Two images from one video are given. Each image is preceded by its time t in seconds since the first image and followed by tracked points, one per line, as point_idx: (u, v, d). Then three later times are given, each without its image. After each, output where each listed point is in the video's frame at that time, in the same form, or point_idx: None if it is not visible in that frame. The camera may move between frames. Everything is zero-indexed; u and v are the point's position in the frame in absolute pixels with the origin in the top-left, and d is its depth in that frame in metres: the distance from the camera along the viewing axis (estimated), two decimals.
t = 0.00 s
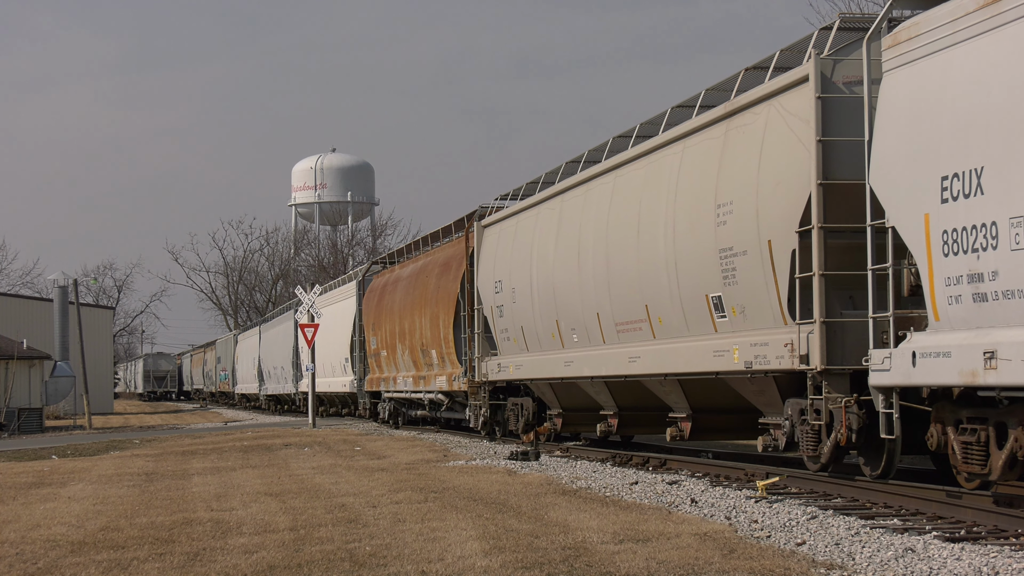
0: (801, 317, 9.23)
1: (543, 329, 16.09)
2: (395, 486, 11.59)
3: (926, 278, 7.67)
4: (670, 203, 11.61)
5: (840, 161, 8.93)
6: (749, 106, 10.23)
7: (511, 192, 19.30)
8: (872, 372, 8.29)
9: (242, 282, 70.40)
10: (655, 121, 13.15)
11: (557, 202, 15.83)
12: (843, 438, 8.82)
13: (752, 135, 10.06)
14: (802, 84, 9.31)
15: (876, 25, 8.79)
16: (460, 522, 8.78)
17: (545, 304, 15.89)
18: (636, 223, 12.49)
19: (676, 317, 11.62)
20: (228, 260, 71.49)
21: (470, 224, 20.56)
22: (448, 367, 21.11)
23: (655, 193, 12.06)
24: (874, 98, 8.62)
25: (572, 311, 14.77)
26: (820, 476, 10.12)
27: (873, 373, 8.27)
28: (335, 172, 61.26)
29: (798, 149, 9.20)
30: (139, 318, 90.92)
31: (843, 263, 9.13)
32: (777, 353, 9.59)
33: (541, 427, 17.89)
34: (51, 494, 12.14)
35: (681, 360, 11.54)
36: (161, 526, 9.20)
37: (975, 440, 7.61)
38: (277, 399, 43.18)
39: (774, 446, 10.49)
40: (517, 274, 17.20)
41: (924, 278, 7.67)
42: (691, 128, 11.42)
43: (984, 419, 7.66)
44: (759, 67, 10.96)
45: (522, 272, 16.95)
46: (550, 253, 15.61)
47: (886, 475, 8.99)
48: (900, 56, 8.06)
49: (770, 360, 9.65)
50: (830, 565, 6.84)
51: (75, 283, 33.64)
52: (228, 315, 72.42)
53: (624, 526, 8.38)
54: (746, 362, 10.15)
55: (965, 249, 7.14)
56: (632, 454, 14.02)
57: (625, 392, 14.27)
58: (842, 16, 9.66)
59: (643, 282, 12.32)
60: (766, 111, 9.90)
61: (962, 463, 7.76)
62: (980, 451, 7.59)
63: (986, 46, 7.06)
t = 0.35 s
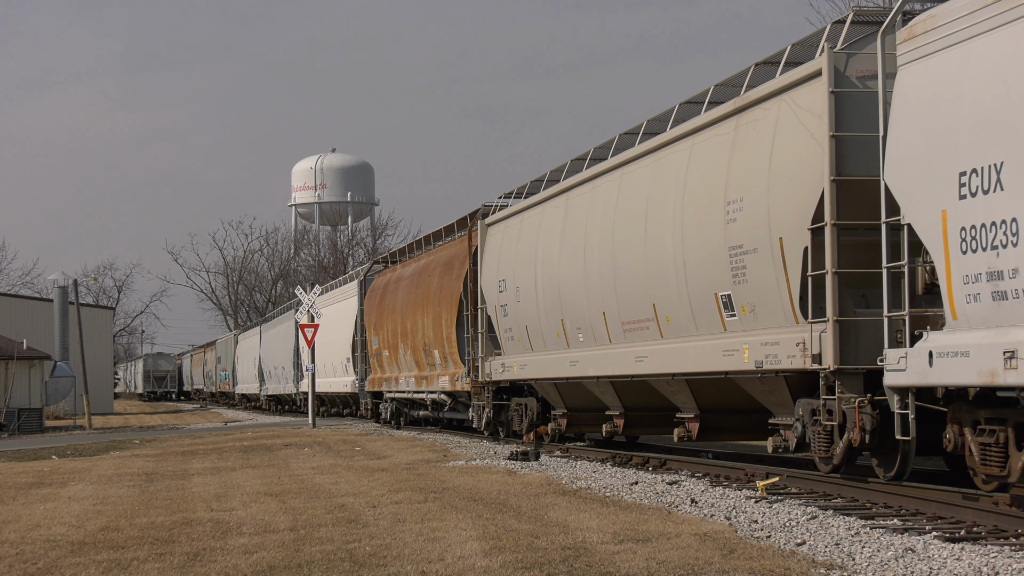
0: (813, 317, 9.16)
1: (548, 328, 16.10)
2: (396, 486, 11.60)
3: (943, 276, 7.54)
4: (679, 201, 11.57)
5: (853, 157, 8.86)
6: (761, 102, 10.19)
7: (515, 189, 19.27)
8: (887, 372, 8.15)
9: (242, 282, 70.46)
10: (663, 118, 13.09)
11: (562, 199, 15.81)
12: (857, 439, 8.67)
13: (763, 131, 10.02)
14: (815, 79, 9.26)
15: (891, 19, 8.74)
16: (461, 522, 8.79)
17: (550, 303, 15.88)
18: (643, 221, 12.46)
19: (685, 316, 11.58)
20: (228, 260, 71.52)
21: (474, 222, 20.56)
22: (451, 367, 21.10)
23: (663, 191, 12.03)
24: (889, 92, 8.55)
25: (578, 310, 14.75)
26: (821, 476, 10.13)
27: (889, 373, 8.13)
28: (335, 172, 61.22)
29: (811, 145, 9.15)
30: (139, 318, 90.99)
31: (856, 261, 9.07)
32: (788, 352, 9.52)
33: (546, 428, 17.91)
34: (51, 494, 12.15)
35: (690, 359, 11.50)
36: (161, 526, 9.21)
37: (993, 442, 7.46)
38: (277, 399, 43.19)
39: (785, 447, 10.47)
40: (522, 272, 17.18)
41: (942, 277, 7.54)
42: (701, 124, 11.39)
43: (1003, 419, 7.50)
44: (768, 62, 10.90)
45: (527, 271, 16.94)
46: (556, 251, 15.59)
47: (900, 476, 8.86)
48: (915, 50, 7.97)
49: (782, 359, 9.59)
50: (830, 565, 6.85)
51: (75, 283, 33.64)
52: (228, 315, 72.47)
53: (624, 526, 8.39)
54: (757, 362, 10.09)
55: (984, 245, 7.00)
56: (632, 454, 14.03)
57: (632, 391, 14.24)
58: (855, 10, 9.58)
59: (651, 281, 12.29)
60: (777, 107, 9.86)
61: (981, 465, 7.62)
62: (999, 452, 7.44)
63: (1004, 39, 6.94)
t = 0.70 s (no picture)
0: (826, 316, 9.11)
1: (553, 328, 16.11)
2: (396, 486, 11.61)
3: (960, 274, 7.45)
4: (687, 199, 11.56)
5: (866, 154, 8.82)
6: (771, 98, 10.17)
7: (518, 187, 19.25)
8: (904, 372, 8.04)
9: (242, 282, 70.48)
10: (670, 115, 13.05)
11: (567, 198, 15.80)
12: (870, 440, 8.63)
13: (773, 127, 10.00)
14: (827, 74, 9.21)
15: (905, 14, 8.69)
16: (461, 522, 8.80)
17: (555, 303, 15.89)
18: (651, 220, 12.45)
19: (693, 315, 11.57)
20: (229, 261, 71.55)
21: (477, 221, 20.57)
22: (454, 367, 21.10)
23: (671, 189, 12.02)
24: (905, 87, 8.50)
25: (583, 310, 14.75)
26: (822, 476, 10.14)
27: (905, 373, 8.03)
28: (335, 172, 61.20)
29: (823, 141, 9.12)
30: (139, 318, 91.09)
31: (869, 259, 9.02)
32: (800, 352, 9.48)
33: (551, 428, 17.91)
34: (51, 494, 12.17)
35: (698, 358, 11.49)
36: (161, 526, 9.22)
37: (1012, 444, 7.42)
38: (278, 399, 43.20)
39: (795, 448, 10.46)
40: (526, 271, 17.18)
41: (959, 276, 7.46)
42: (710, 121, 11.37)
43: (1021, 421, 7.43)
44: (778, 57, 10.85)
45: (531, 270, 16.94)
46: (561, 251, 15.59)
47: (914, 478, 8.81)
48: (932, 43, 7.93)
49: (793, 358, 9.55)
50: (830, 565, 6.85)
51: (75, 283, 33.64)
52: (228, 315, 72.51)
53: (624, 526, 8.39)
54: (767, 361, 10.06)
55: (1003, 243, 6.92)
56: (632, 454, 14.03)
57: (637, 391, 14.24)
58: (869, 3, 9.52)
59: (658, 281, 12.29)
60: (788, 103, 9.82)
61: (999, 467, 7.59)
62: (1017, 455, 7.40)
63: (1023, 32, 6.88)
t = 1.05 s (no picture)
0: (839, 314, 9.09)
1: (557, 328, 16.11)
2: (396, 486, 11.60)
3: (979, 272, 7.40)
4: (695, 196, 11.55)
5: (879, 149, 8.80)
6: (782, 93, 10.15)
7: (522, 185, 19.24)
8: (920, 372, 8.01)
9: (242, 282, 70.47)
10: (678, 111, 13.03)
11: (572, 196, 15.80)
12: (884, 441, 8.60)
13: (784, 122, 9.98)
14: (840, 68, 9.19)
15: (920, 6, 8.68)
16: (461, 522, 8.79)
17: (560, 302, 15.88)
18: (658, 218, 12.44)
19: (702, 313, 11.55)
20: (229, 260, 71.53)
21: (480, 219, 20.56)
22: (457, 367, 21.08)
23: (679, 185, 12.01)
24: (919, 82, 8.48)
25: (589, 309, 14.74)
26: (822, 476, 10.13)
27: (921, 373, 8.00)
28: (335, 172, 61.19)
29: (836, 136, 9.09)
30: (139, 318, 91.06)
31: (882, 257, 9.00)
32: (812, 351, 9.46)
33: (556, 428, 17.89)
34: (51, 494, 12.16)
35: (707, 358, 11.47)
36: (161, 526, 9.21)
37: None
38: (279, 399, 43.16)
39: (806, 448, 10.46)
40: (530, 270, 17.17)
41: (977, 274, 7.42)
42: (719, 117, 11.35)
43: None
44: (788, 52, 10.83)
45: (535, 269, 16.92)
46: (566, 249, 15.58)
47: (927, 480, 8.75)
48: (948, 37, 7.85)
49: (805, 357, 9.53)
50: (830, 565, 6.84)
51: (75, 283, 33.61)
52: (228, 315, 72.50)
53: (624, 526, 8.39)
54: (778, 360, 10.03)
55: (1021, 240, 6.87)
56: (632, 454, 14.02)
57: (642, 390, 14.22)
58: None
59: (666, 279, 12.27)
60: (799, 98, 9.81)
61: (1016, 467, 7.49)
62: None
63: None
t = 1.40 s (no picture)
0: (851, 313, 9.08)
1: (562, 327, 16.11)
2: (396, 486, 11.60)
3: (998, 270, 7.34)
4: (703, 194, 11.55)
5: (893, 146, 8.78)
6: (792, 88, 10.15)
7: (526, 184, 19.25)
8: (934, 372, 8.04)
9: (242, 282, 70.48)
10: (685, 108, 13.04)
11: (577, 194, 15.80)
12: (897, 441, 8.55)
13: (795, 118, 9.98)
14: (853, 62, 9.18)
15: None
16: (461, 522, 8.80)
17: (564, 301, 15.87)
18: (666, 216, 12.43)
19: (710, 313, 11.55)
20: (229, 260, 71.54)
21: (483, 218, 20.56)
22: (460, 367, 21.08)
23: (687, 183, 12.01)
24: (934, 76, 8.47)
25: (594, 308, 14.73)
26: (821, 476, 10.14)
27: (935, 374, 8.02)
28: (335, 172, 61.20)
29: (848, 132, 9.09)
30: (139, 318, 91.12)
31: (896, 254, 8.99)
32: (823, 351, 9.45)
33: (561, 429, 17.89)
34: (51, 494, 12.17)
35: (716, 357, 11.47)
36: (161, 526, 9.22)
37: None
38: (279, 400, 43.17)
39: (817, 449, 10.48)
40: (535, 268, 17.17)
41: (994, 270, 7.36)
42: (727, 113, 11.36)
43: None
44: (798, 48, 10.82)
45: (540, 268, 16.91)
46: (571, 247, 15.57)
47: (943, 480, 8.71)
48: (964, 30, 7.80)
49: (816, 358, 9.53)
50: (830, 565, 6.85)
51: (75, 283, 33.61)
52: (228, 315, 72.51)
53: (624, 526, 8.39)
54: (788, 360, 10.02)
55: None
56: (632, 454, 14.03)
57: (648, 390, 14.23)
58: None
59: (673, 279, 12.27)
60: (810, 93, 9.81)
61: None
62: None
63: None
